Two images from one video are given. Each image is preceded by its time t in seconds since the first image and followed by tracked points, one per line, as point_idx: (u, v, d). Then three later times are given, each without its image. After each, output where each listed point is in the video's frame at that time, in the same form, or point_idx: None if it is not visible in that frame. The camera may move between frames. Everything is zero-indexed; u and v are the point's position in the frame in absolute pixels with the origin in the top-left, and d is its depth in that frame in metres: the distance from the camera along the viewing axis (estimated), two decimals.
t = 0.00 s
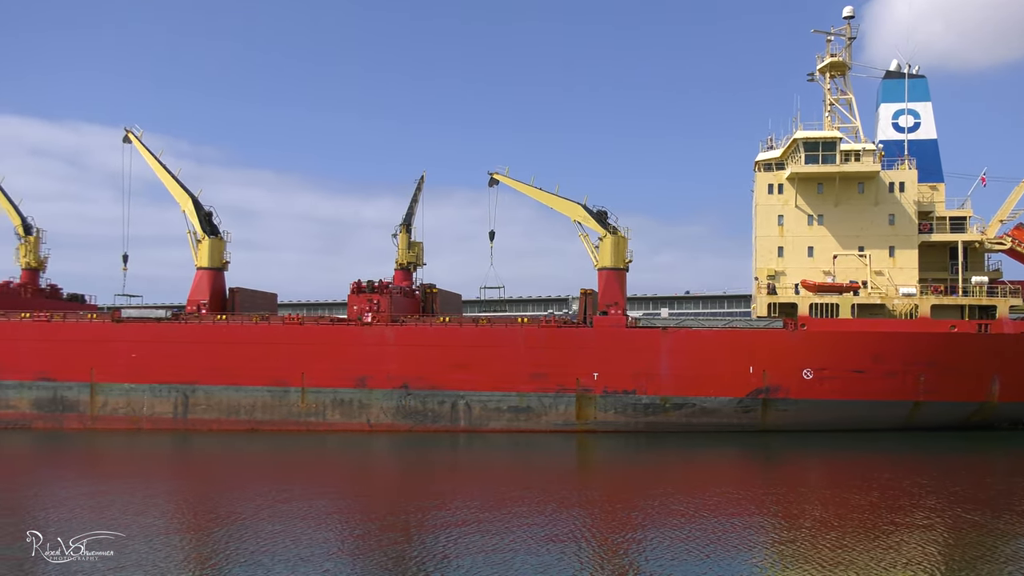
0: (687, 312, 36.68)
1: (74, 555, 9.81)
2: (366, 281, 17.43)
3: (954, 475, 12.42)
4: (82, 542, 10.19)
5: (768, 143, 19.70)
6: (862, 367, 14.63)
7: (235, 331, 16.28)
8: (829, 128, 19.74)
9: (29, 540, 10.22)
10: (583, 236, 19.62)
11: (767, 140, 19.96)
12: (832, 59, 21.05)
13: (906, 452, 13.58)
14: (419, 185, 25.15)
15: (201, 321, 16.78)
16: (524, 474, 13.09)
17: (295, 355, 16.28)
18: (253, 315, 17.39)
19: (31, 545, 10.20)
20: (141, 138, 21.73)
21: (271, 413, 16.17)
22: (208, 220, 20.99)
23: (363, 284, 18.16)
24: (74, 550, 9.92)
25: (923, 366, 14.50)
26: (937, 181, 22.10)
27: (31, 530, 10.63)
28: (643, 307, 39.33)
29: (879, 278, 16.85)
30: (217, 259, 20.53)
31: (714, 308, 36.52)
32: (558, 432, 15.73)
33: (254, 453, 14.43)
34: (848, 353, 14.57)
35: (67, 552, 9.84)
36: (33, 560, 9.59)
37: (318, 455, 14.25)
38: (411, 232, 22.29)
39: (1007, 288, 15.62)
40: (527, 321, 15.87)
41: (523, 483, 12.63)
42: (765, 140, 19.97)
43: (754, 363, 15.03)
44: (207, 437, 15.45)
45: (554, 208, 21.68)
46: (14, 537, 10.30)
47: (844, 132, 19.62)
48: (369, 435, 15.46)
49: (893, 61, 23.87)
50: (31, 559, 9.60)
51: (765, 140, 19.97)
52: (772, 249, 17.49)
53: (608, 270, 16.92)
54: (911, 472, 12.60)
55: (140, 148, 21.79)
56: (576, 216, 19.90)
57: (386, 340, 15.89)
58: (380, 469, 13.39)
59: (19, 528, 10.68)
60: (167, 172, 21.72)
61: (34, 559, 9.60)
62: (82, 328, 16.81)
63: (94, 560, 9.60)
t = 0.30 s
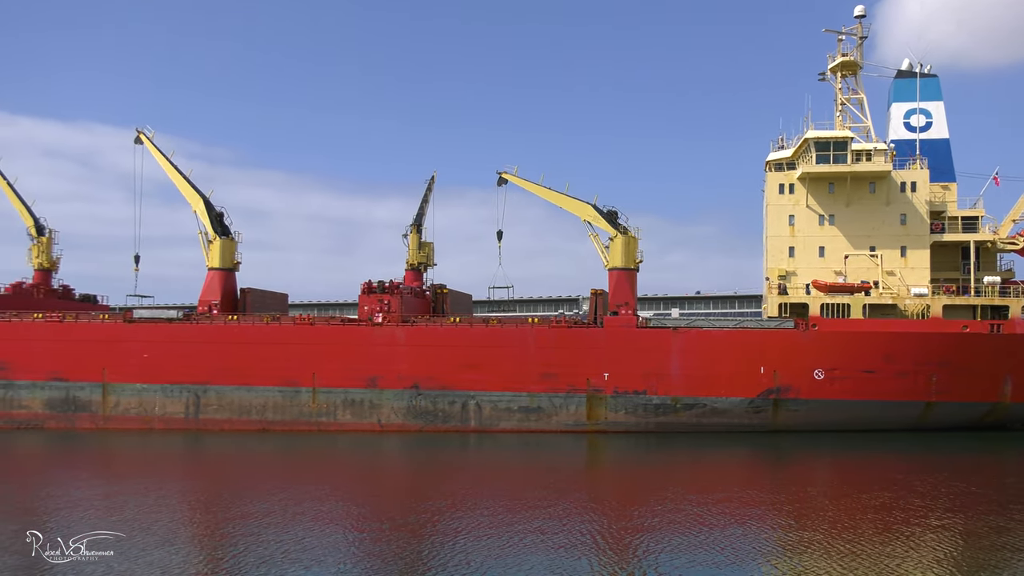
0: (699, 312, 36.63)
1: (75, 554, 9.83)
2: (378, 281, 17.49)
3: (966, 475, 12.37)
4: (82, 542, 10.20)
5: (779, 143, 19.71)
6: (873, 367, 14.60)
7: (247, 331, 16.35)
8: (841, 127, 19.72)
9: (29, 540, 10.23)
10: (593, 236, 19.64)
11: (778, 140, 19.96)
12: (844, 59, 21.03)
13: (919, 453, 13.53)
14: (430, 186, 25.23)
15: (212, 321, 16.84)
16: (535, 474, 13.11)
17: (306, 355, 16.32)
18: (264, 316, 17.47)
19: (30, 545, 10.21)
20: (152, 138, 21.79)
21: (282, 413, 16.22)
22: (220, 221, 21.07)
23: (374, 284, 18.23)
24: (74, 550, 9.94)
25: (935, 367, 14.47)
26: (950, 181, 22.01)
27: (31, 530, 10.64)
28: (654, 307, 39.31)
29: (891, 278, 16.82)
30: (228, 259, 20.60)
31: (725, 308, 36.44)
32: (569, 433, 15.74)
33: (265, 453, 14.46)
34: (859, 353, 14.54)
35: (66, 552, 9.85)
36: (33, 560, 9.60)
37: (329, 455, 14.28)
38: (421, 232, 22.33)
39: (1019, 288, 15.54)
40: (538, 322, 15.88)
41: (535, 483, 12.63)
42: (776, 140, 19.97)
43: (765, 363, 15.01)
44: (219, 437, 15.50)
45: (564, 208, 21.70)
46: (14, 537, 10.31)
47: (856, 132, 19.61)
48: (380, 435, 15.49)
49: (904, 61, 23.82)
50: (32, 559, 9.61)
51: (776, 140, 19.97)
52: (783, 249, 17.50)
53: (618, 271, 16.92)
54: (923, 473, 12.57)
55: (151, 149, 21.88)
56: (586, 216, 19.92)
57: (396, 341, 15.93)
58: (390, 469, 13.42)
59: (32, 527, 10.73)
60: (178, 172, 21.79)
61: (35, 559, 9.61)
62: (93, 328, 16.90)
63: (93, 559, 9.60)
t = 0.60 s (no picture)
0: (708, 311, 36.60)
1: (74, 554, 9.82)
2: (389, 281, 17.52)
3: (977, 476, 12.32)
4: (82, 542, 10.20)
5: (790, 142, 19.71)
6: (885, 367, 14.57)
7: (257, 331, 16.40)
8: (852, 126, 19.69)
9: (29, 540, 10.23)
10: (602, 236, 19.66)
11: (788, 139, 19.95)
12: (855, 57, 21.00)
13: (930, 454, 13.49)
14: (440, 186, 25.26)
15: (222, 321, 16.88)
16: (545, 473, 13.10)
17: (316, 355, 16.36)
18: (274, 316, 17.51)
19: (30, 545, 10.21)
20: (162, 138, 21.84)
21: (292, 413, 16.26)
22: (230, 221, 21.13)
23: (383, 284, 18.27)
24: (74, 550, 9.93)
25: (946, 367, 14.44)
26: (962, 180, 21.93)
27: (31, 530, 10.65)
28: (664, 307, 39.31)
29: (902, 278, 16.83)
30: (238, 259, 20.67)
31: (735, 307, 36.38)
32: (579, 432, 15.74)
33: (275, 452, 14.49)
34: (871, 353, 14.50)
35: (66, 552, 9.84)
36: (32, 560, 9.59)
37: (339, 455, 14.29)
38: (431, 232, 22.35)
39: None
40: (547, 322, 15.89)
41: (545, 483, 12.63)
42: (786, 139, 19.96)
43: (775, 363, 15.00)
44: (229, 437, 15.56)
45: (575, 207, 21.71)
46: (14, 537, 10.31)
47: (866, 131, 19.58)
48: (389, 435, 15.52)
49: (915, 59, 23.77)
50: (31, 560, 9.60)
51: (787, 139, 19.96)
52: (793, 248, 17.51)
53: (628, 271, 16.91)
54: (935, 473, 12.54)
55: (162, 149, 21.94)
56: (596, 215, 19.92)
57: (406, 340, 15.96)
58: (400, 469, 13.43)
59: (44, 526, 10.76)
60: (189, 172, 21.85)
61: (34, 560, 9.59)
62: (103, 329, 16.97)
63: (91, 559, 9.59)
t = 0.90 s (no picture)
0: (717, 311, 36.58)
1: (75, 554, 9.85)
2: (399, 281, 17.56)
3: (987, 476, 12.27)
4: (82, 542, 10.22)
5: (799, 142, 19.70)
6: (895, 367, 14.54)
7: (266, 331, 16.44)
8: (861, 126, 19.66)
9: (29, 540, 10.25)
10: (611, 235, 19.66)
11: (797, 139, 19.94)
12: (864, 57, 20.97)
13: (940, 454, 13.44)
14: (449, 185, 25.30)
15: (231, 321, 16.93)
16: (554, 473, 13.11)
17: (325, 355, 16.39)
18: (283, 316, 17.55)
19: (30, 544, 10.22)
20: (172, 139, 21.89)
21: (301, 413, 16.29)
22: (239, 221, 21.19)
23: (392, 285, 18.31)
24: (74, 549, 9.95)
25: (956, 367, 14.42)
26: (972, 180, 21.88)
27: (32, 530, 10.67)
28: (673, 307, 39.29)
29: (912, 277, 16.83)
30: (248, 259, 20.74)
31: (744, 307, 36.34)
32: (588, 432, 15.73)
33: (284, 452, 14.51)
34: (881, 353, 14.48)
35: (66, 552, 9.86)
36: (32, 560, 9.60)
37: (348, 455, 14.31)
38: (440, 232, 22.37)
39: None
40: (556, 322, 15.89)
41: (555, 483, 12.64)
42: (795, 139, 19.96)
43: (785, 363, 14.98)
44: (239, 437, 15.61)
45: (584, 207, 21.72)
46: (14, 537, 10.34)
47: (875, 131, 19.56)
48: (398, 435, 15.54)
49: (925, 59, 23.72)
50: (32, 560, 9.62)
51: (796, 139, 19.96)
52: (803, 248, 17.52)
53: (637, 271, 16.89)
54: (945, 473, 12.49)
55: (171, 150, 22.00)
56: (606, 215, 19.93)
57: (415, 340, 15.98)
58: (409, 469, 13.45)
59: (56, 526, 10.80)
60: (198, 172, 21.90)
61: (35, 559, 9.61)
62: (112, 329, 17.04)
63: (93, 559, 9.61)
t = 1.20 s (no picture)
0: (726, 311, 36.53)
1: (75, 554, 9.87)
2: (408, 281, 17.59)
3: (998, 477, 12.21)
4: (83, 542, 10.26)
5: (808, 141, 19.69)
6: (905, 367, 14.52)
7: (276, 331, 16.50)
8: (870, 125, 19.63)
9: (30, 540, 10.28)
10: (620, 235, 19.66)
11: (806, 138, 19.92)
12: (873, 56, 20.94)
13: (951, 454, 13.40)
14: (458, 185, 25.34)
15: (240, 321, 16.97)
16: (563, 474, 13.10)
17: (335, 355, 16.42)
18: (292, 316, 17.60)
19: (31, 544, 10.25)
20: (182, 139, 21.95)
21: (310, 413, 16.33)
22: (248, 221, 21.26)
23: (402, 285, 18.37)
24: (74, 550, 9.97)
25: (966, 367, 14.40)
26: (982, 179, 21.80)
27: (33, 530, 10.70)
28: (682, 306, 39.27)
29: (923, 277, 16.81)
30: (258, 259, 20.81)
31: (753, 307, 36.30)
32: (597, 432, 15.73)
33: (293, 452, 14.54)
34: (891, 353, 14.46)
35: (67, 552, 9.88)
36: (34, 560, 9.62)
37: (356, 455, 14.32)
38: (449, 232, 22.39)
39: None
40: (565, 322, 15.89)
41: (564, 483, 12.64)
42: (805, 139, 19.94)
43: (794, 363, 14.96)
44: (249, 436, 15.66)
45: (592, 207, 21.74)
46: (15, 537, 10.38)
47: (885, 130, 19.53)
48: (407, 435, 15.58)
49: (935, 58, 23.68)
50: (32, 560, 9.64)
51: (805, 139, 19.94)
52: (812, 248, 17.54)
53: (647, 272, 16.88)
54: (955, 474, 12.43)
55: (181, 150, 22.07)
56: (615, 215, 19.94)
57: (425, 341, 15.98)
58: (418, 469, 13.46)
59: (67, 525, 10.85)
60: (207, 173, 21.97)
61: (35, 559, 9.64)
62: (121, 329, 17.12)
63: (94, 560, 9.64)
